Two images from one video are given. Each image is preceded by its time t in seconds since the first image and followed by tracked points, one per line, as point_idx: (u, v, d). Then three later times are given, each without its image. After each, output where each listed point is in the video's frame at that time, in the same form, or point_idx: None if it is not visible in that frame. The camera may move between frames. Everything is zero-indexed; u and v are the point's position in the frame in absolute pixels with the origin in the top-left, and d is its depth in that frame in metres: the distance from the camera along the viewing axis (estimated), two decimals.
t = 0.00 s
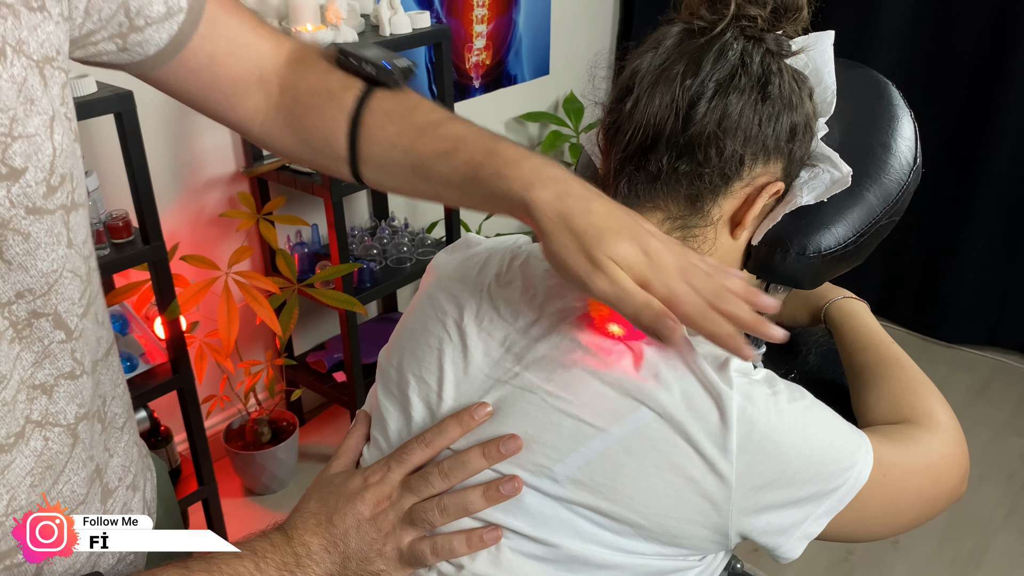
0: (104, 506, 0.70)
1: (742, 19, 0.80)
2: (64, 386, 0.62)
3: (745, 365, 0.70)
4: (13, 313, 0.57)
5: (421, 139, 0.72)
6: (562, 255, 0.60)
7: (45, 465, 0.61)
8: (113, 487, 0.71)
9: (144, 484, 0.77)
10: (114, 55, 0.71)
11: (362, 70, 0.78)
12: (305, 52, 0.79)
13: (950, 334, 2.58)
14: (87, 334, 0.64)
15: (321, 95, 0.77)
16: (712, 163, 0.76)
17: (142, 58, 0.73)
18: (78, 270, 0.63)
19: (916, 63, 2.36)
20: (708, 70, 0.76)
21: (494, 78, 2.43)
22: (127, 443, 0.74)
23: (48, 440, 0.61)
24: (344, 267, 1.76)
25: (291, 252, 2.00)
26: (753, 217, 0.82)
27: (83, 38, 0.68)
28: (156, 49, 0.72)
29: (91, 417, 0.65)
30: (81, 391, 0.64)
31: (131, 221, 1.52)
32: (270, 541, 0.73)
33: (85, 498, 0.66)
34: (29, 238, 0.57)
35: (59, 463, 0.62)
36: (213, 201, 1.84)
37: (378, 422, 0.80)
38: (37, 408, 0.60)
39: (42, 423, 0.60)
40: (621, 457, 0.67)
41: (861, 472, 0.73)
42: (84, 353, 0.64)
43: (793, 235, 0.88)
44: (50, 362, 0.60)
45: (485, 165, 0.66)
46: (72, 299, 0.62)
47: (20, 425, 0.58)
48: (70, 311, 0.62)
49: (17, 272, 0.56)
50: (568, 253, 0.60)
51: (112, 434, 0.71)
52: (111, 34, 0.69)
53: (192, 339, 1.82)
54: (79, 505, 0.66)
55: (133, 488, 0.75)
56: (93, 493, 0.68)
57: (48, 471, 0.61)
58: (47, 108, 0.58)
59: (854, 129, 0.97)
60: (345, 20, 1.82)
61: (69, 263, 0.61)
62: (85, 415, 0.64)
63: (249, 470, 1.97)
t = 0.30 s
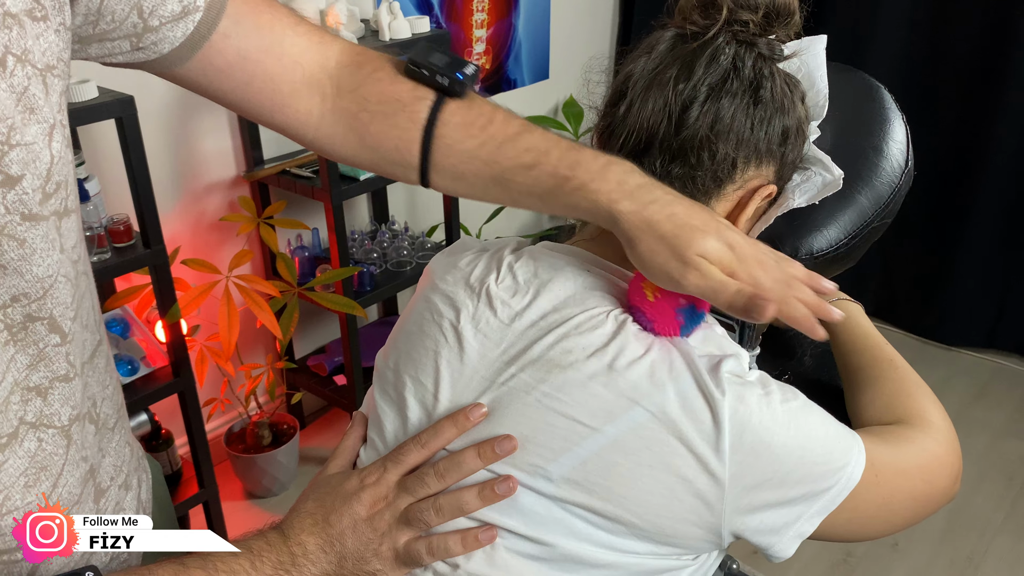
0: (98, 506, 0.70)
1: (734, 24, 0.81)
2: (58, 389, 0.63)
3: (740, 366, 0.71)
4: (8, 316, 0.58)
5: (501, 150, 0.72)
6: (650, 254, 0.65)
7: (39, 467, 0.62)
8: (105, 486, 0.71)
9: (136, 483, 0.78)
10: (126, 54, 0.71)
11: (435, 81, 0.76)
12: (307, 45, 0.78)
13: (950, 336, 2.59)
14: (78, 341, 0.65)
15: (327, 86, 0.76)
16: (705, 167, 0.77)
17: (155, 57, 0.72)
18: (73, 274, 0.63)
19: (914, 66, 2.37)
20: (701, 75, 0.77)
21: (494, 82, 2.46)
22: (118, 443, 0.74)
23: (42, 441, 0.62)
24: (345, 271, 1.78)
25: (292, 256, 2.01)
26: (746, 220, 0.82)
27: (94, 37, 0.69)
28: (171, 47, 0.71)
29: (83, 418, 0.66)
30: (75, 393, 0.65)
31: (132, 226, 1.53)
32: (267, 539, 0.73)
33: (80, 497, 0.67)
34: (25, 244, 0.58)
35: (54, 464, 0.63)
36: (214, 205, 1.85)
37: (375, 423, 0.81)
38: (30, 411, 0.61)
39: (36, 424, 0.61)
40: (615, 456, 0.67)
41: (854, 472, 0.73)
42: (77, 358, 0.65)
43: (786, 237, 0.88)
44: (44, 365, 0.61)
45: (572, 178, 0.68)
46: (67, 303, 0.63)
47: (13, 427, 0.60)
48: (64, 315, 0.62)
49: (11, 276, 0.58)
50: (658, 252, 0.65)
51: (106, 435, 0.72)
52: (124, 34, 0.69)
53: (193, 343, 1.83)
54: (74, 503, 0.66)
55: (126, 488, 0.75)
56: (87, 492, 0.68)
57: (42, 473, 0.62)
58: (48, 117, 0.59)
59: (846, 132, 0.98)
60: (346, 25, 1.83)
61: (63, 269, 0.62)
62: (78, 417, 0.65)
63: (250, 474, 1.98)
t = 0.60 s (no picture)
0: (96, 507, 0.71)
1: (730, 26, 0.82)
2: (60, 388, 0.63)
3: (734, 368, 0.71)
4: (10, 315, 0.59)
5: (412, 170, 0.67)
6: (533, 296, 0.53)
7: (36, 466, 0.62)
8: (104, 488, 0.72)
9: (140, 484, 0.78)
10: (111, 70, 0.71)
11: (360, 99, 0.74)
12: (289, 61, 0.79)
13: (951, 338, 2.59)
14: (81, 340, 0.65)
15: (301, 106, 0.76)
16: (701, 169, 0.78)
17: (141, 76, 0.72)
18: (74, 274, 0.63)
19: (913, 70, 2.38)
20: (697, 77, 0.77)
21: (494, 85, 2.47)
22: (119, 445, 0.74)
23: (42, 441, 0.62)
24: (345, 273, 1.78)
25: (292, 258, 2.02)
26: (743, 221, 0.82)
27: (82, 53, 0.68)
28: (154, 65, 0.72)
29: (82, 418, 0.67)
30: (75, 393, 0.65)
31: (133, 229, 1.54)
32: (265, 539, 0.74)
33: (77, 496, 0.68)
34: (24, 243, 0.58)
35: (51, 463, 0.64)
36: (216, 207, 1.86)
37: (373, 424, 0.82)
38: (32, 409, 0.61)
39: (37, 424, 0.62)
40: (611, 457, 0.68)
41: (848, 473, 0.74)
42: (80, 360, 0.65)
43: (783, 238, 0.88)
44: (46, 365, 0.62)
45: (470, 204, 0.60)
46: (68, 302, 0.63)
47: (13, 426, 0.60)
48: (65, 315, 0.62)
49: (12, 276, 0.58)
50: (539, 295, 0.53)
51: (104, 436, 0.72)
52: (111, 50, 0.69)
53: (195, 345, 1.84)
54: (71, 502, 0.67)
55: (124, 489, 0.75)
56: (84, 492, 0.69)
57: (39, 472, 0.63)
58: (46, 119, 0.59)
59: (842, 132, 0.98)
60: (346, 28, 1.85)
61: (64, 268, 0.62)
62: (77, 417, 0.66)
63: (251, 475, 1.98)
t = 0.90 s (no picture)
0: (88, 499, 0.71)
1: (722, 29, 0.82)
2: (48, 380, 0.64)
3: (727, 367, 0.72)
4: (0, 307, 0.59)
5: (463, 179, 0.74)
6: (570, 271, 0.59)
7: (27, 457, 0.62)
8: (97, 481, 0.73)
9: (133, 482, 0.80)
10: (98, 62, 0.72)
11: (369, 91, 0.76)
12: (278, 53, 0.80)
13: (951, 339, 2.59)
14: (66, 334, 0.66)
15: (305, 99, 0.77)
16: (694, 171, 0.78)
17: (126, 66, 0.73)
18: (56, 269, 0.64)
19: (913, 72, 2.39)
20: (689, 80, 0.78)
21: (494, 88, 2.48)
22: (110, 439, 0.76)
23: (31, 432, 0.62)
24: (346, 275, 1.80)
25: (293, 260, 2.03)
26: (736, 222, 0.83)
27: (67, 44, 0.70)
28: (141, 55, 0.73)
29: (71, 410, 0.67)
30: (63, 385, 0.66)
31: (134, 231, 1.55)
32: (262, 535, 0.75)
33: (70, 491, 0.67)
34: (8, 237, 0.59)
35: (42, 455, 0.63)
36: (217, 210, 1.87)
37: (369, 424, 0.82)
38: (20, 401, 0.61)
39: (25, 415, 0.61)
40: (604, 456, 0.68)
41: (841, 471, 0.74)
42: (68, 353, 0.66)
43: (775, 239, 0.87)
44: (33, 357, 0.62)
45: (493, 190, 0.63)
46: (53, 295, 0.64)
47: (3, 415, 0.60)
48: (51, 307, 0.64)
49: None
50: (575, 268, 0.58)
51: (92, 430, 0.73)
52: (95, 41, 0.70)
53: (196, 346, 1.85)
54: (64, 497, 0.66)
55: (118, 485, 0.76)
56: (77, 486, 0.69)
57: (30, 464, 0.62)
58: (26, 114, 0.61)
59: (836, 135, 0.97)
60: (347, 31, 1.86)
61: (47, 262, 0.63)
62: (67, 408, 0.66)
63: (252, 476, 1.99)
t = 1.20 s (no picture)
0: (92, 501, 0.71)
1: (718, 31, 0.83)
2: (38, 379, 0.63)
3: (722, 368, 0.72)
4: None
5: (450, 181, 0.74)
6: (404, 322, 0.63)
7: (18, 458, 0.62)
8: (102, 483, 0.73)
9: (133, 485, 0.80)
10: (65, 86, 0.76)
11: (253, 125, 0.82)
12: (197, 80, 0.88)
13: (951, 341, 2.59)
14: (64, 332, 0.67)
15: (232, 131, 0.83)
16: (690, 173, 0.79)
17: (92, 87, 0.79)
18: (48, 269, 0.65)
19: (913, 74, 2.39)
20: (685, 82, 0.78)
21: (495, 90, 2.49)
22: (114, 442, 0.76)
23: (21, 433, 0.62)
24: (346, 277, 1.80)
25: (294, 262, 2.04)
26: (732, 223, 0.84)
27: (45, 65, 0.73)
28: (103, 75, 0.79)
29: (69, 412, 0.67)
30: (54, 385, 0.65)
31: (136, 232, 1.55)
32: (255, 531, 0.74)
33: (68, 490, 0.68)
34: None
35: (34, 455, 0.63)
36: (218, 212, 1.88)
37: (368, 423, 0.83)
38: (13, 401, 0.62)
39: (16, 416, 0.62)
40: (600, 456, 0.69)
41: (836, 473, 0.75)
42: (61, 353, 0.66)
43: (771, 240, 0.87)
44: (20, 357, 0.62)
45: (336, 240, 0.70)
46: (42, 295, 0.64)
47: None
48: (40, 307, 0.64)
49: None
50: (406, 321, 0.63)
51: (103, 432, 0.73)
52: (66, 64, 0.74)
53: (197, 348, 1.86)
54: (63, 497, 0.67)
55: (119, 487, 0.76)
56: (77, 488, 0.69)
57: (22, 465, 0.62)
58: (10, 116, 0.61)
59: (832, 136, 0.97)
60: (348, 34, 1.86)
61: (37, 261, 0.64)
62: (60, 409, 0.66)
63: (253, 478, 1.99)
